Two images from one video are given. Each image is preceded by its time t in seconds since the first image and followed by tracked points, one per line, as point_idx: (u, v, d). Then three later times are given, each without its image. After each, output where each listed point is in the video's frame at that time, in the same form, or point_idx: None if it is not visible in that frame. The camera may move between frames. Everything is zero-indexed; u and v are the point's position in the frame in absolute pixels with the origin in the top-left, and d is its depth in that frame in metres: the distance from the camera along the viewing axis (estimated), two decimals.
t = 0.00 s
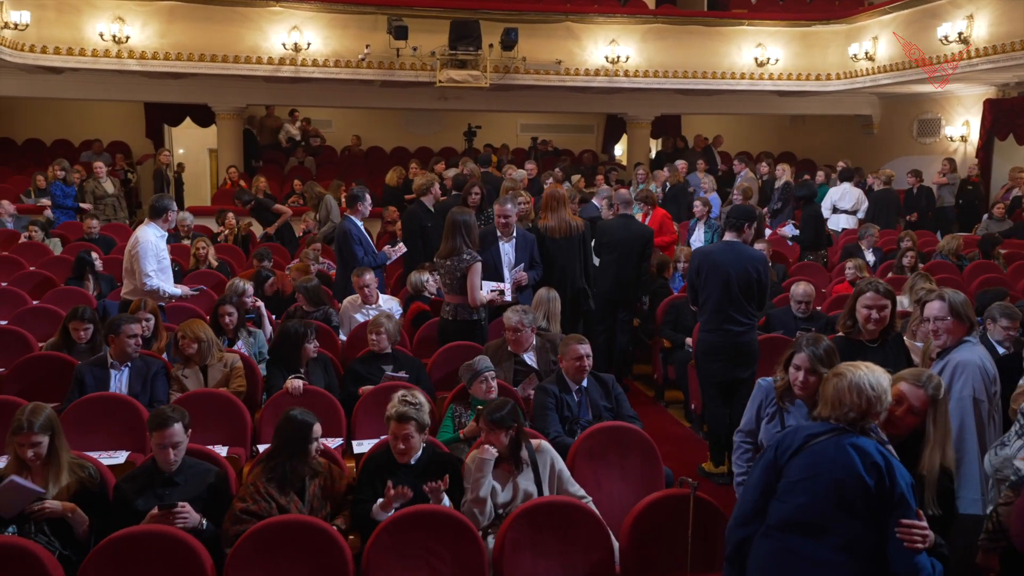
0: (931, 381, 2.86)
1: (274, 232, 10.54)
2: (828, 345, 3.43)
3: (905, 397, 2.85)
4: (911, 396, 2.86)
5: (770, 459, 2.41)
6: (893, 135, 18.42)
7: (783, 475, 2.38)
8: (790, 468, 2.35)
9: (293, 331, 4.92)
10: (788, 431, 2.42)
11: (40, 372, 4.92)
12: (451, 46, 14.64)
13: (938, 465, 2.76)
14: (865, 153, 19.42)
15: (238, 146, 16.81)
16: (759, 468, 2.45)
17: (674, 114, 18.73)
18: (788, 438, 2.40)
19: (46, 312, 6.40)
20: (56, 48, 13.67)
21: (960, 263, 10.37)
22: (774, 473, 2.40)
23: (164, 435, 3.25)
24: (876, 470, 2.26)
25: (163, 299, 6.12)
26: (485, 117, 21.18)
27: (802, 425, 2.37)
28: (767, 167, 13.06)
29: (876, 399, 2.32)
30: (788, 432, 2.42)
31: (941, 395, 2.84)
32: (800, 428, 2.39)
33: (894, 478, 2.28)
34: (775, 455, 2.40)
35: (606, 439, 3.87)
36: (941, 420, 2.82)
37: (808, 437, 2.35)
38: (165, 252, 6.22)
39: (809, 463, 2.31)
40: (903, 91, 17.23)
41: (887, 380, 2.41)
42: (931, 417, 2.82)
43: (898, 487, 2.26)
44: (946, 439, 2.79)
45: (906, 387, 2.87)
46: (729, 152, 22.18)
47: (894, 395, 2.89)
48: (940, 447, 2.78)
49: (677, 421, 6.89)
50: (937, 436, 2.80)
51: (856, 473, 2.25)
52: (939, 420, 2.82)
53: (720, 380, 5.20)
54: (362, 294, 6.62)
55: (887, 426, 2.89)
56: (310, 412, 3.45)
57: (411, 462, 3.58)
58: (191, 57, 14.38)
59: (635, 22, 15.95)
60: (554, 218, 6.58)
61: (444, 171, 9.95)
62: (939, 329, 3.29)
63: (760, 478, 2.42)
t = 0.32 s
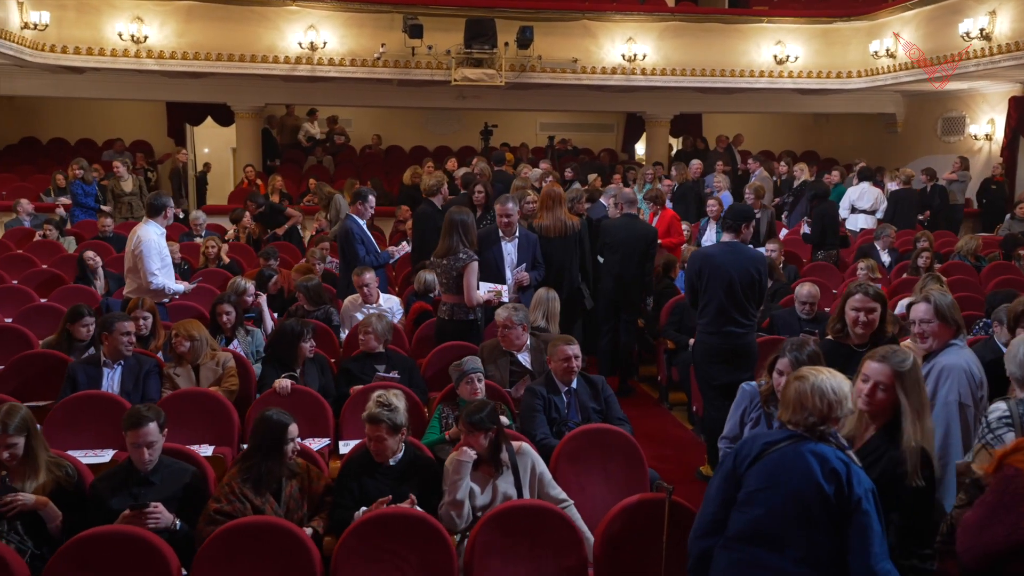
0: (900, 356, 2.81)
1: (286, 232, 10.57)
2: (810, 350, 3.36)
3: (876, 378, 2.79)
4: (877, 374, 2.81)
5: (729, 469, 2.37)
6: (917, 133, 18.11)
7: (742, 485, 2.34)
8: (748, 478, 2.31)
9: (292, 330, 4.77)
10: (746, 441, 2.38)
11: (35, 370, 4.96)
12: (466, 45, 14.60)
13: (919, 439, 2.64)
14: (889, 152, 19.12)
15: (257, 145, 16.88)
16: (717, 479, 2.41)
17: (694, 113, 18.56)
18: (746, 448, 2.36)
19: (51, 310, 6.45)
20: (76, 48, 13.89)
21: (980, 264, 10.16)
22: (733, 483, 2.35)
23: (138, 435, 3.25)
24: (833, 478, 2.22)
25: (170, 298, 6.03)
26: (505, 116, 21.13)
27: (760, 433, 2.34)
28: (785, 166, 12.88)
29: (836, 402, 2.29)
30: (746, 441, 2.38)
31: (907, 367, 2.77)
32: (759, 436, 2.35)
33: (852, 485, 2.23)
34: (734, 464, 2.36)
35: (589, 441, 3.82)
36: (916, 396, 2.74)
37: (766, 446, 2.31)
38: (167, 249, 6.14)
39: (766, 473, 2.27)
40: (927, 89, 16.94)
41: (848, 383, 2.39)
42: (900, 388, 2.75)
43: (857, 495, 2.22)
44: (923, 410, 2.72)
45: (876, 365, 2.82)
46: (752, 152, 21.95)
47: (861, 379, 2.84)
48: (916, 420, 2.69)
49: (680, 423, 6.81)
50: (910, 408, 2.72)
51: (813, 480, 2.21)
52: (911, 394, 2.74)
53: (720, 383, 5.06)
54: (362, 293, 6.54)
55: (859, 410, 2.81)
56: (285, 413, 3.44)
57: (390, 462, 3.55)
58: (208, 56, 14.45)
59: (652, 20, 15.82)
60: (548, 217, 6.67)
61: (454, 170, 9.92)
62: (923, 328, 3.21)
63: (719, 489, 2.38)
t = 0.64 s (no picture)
0: (840, 342, 2.73)
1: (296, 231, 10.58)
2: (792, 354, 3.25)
3: (820, 368, 2.73)
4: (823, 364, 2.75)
5: (680, 478, 2.33)
6: (939, 132, 17.82)
7: (694, 495, 2.30)
8: (700, 487, 2.28)
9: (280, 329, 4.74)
10: (694, 450, 2.35)
11: (29, 368, 4.99)
12: (480, 44, 14.55)
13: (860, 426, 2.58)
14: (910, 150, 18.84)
15: (272, 145, 16.92)
16: (668, 491, 2.37)
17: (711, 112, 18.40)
18: (696, 456, 2.32)
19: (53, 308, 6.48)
20: (93, 48, 14.04)
21: (996, 265, 9.97)
22: (685, 493, 2.32)
23: (111, 434, 3.24)
24: (786, 478, 2.22)
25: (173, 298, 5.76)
26: (523, 115, 21.07)
27: (710, 440, 2.31)
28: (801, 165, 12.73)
29: (782, 404, 2.32)
30: (694, 450, 2.35)
31: (844, 353, 2.69)
32: (708, 444, 2.33)
33: (805, 485, 2.23)
34: (685, 475, 2.32)
35: (571, 442, 3.77)
36: (855, 379, 2.66)
37: (716, 453, 2.29)
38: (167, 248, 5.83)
39: (719, 480, 2.24)
40: (949, 87, 16.66)
41: (790, 382, 2.40)
42: (833, 374, 2.68)
43: (810, 494, 2.22)
44: (864, 393, 2.64)
45: (819, 355, 2.74)
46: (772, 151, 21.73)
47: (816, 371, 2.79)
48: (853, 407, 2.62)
49: (681, 424, 6.74)
50: (847, 393, 2.66)
51: (765, 482, 2.20)
52: (846, 378, 2.66)
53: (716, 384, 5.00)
54: (361, 292, 6.53)
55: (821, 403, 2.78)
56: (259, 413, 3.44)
57: (368, 461, 3.53)
58: (224, 56, 14.53)
59: (668, 19, 15.66)
60: (546, 217, 6.64)
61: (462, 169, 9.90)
62: (905, 328, 3.14)
63: (671, 500, 2.34)
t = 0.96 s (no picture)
0: (804, 339, 2.88)
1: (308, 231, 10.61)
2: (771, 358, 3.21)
3: (783, 365, 2.92)
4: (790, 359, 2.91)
5: (641, 483, 2.30)
6: (962, 132, 17.54)
7: (657, 499, 2.28)
8: (662, 491, 2.26)
9: (275, 328, 4.77)
10: (655, 453, 2.33)
11: (29, 365, 5.01)
12: (495, 43, 14.49)
13: (810, 416, 2.74)
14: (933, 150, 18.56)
15: (289, 145, 16.97)
16: (628, 496, 2.34)
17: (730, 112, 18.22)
18: (657, 459, 2.30)
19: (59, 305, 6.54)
20: (112, 49, 14.17)
21: (1015, 266, 9.77)
22: (647, 498, 2.29)
23: (92, 433, 3.24)
24: (747, 476, 2.22)
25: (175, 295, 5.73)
26: (542, 115, 21.00)
27: (670, 442, 2.30)
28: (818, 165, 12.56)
29: (744, 400, 2.34)
30: (655, 452, 2.33)
31: (808, 349, 2.85)
32: (669, 446, 2.31)
33: (767, 483, 2.23)
34: (645, 478, 2.30)
35: (558, 443, 3.75)
36: (810, 372, 2.81)
37: (677, 455, 2.27)
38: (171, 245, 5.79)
39: (681, 482, 2.22)
40: (972, 86, 16.37)
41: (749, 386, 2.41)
42: (793, 369, 2.85)
43: (772, 493, 2.22)
44: (821, 386, 2.79)
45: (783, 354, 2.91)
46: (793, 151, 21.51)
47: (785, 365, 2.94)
48: (808, 400, 2.78)
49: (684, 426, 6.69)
50: (805, 385, 2.81)
51: (727, 481, 2.19)
52: (803, 373, 2.83)
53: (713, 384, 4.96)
54: (364, 292, 6.53)
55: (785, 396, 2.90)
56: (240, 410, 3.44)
57: (349, 462, 3.52)
58: (240, 56, 14.60)
59: (685, 17, 15.48)
60: (550, 216, 6.60)
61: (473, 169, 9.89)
62: (894, 331, 3.10)
63: (633, 505, 2.31)
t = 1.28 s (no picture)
0: (781, 344, 2.88)
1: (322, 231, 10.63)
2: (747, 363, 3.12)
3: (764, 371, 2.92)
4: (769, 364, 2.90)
5: (608, 486, 2.28)
6: (989, 131, 17.23)
7: (624, 502, 2.25)
8: (630, 494, 2.24)
9: (272, 328, 4.78)
10: (623, 457, 2.31)
11: (33, 363, 5.06)
12: (511, 43, 14.46)
13: (790, 421, 2.75)
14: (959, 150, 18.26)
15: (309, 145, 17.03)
16: (597, 500, 2.32)
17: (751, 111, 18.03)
18: (624, 462, 2.28)
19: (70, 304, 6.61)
20: (134, 50, 14.33)
21: None
22: (615, 501, 2.27)
23: (70, 444, 3.29)
24: (716, 475, 2.20)
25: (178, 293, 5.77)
26: (563, 115, 20.91)
27: (637, 445, 2.27)
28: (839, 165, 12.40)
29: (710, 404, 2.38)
30: (623, 456, 2.31)
31: (786, 355, 2.85)
32: (636, 448, 2.29)
33: (735, 483, 2.21)
34: (613, 482, 2.28)
35: (547, 445, 3.74)
36: (790, 379, 2.81)
37: (644, 457, 2.25)
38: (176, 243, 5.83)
39: (649, 483, 2.20)
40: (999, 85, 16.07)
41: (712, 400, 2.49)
42: (773, 375, 2.83)
43: (740, 493, 2.19)
44: (800, 392, 2.78)
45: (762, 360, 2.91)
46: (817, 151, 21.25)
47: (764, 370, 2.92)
48: (786, 405, 2.78)
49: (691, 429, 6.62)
50: (784, 392, 2.80)
51: (695, 481, 2.17)
52: (783, 379, 2.82)
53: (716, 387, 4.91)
54: (370, 291, 6.54)
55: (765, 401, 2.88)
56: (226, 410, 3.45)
57: (335, 463, 3.51)
58: (259, 57, 14.69)
59: (704, 16, 15.31)
60: (558, 216, 6.58)
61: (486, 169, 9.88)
62: (892, 334, 3.03)
63: (601, 510, 2.28)
